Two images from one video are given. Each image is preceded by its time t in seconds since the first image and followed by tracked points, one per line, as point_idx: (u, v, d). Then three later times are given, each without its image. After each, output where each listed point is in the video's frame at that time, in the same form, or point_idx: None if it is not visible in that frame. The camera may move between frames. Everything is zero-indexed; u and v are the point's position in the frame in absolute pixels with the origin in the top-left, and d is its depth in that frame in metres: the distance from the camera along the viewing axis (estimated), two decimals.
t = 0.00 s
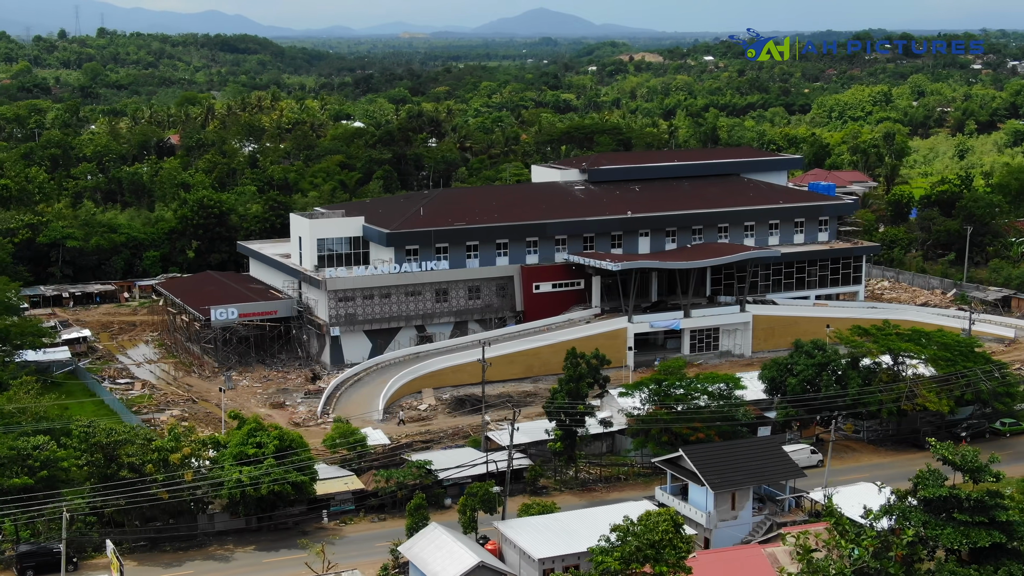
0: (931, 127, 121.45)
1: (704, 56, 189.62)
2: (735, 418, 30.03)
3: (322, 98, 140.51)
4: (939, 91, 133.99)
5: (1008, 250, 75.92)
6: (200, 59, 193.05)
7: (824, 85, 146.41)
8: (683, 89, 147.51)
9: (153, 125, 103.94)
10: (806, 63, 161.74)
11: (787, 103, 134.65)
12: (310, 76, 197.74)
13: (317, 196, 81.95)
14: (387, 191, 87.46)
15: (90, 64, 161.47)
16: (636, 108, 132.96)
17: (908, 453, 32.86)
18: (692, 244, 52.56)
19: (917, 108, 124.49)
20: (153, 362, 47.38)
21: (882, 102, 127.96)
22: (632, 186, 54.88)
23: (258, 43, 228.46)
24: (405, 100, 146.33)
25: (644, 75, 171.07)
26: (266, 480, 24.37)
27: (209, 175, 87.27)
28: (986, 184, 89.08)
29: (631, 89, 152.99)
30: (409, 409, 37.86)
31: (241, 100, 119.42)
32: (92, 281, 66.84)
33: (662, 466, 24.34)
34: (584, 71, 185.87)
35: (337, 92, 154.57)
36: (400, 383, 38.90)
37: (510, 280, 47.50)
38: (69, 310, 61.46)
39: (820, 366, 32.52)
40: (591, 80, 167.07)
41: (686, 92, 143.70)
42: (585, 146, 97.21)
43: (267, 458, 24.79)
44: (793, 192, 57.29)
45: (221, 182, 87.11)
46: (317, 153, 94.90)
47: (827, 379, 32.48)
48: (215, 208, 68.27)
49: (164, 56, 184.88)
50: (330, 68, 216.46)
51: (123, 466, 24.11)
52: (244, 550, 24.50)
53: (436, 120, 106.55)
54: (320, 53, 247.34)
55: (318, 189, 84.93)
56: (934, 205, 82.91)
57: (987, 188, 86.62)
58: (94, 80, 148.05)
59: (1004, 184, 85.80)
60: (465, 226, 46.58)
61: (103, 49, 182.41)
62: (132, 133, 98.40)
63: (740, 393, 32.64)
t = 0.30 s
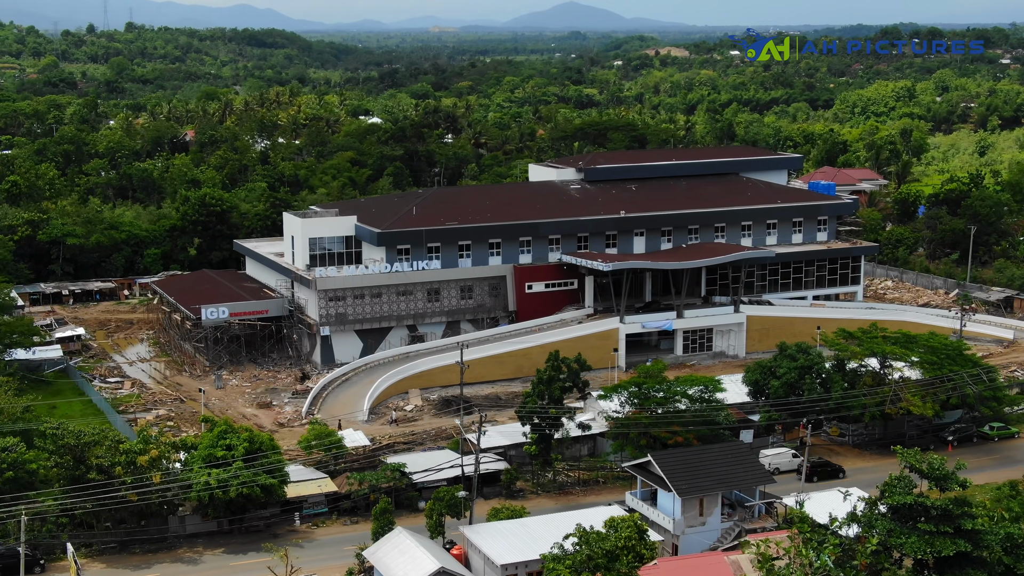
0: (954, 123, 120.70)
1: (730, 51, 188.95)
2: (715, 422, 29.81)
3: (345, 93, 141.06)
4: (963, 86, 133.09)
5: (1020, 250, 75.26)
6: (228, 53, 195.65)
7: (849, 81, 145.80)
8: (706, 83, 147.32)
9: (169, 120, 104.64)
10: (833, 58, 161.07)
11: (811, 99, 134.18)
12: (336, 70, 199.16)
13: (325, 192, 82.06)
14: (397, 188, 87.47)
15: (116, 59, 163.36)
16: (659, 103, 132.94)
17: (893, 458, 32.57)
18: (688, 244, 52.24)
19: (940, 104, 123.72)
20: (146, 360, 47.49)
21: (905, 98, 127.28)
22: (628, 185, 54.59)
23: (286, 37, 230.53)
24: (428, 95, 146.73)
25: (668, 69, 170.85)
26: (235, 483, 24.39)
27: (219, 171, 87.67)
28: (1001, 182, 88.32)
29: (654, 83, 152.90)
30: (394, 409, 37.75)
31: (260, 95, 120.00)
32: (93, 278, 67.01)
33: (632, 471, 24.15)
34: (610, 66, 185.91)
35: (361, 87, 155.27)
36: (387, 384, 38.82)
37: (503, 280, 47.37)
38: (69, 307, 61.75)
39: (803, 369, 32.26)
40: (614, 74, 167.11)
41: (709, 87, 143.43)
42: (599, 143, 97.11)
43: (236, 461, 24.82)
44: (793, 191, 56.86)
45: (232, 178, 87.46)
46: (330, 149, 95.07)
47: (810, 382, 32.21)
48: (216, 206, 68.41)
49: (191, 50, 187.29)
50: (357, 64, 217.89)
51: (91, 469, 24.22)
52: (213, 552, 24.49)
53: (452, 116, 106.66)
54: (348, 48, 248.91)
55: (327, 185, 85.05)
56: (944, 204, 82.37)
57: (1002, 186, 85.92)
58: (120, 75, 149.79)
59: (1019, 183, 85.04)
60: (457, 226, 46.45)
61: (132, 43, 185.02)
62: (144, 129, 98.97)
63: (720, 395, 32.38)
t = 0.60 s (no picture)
0: (971, 119, 120.02)
1: (750, 46, 188.38)
2: (692, 427, 29.72)
3: (361, 89, 141.35)
4: (981, 83, 132.31)
5: None
6: (249, 49, 196.91)
7: (868, 76, 145.23)
8: (724, 80, 147.00)
9: (179, 117, 105.14)
10: (853, 54, 160.48)
11: (828, 95, 133.79)
12: (357, 66, 200.07)
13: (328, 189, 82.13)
14: (402, 186, 87.40)
15: (136, 54, 164.65)
16: (676, 100, 132.86)
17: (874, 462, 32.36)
18: (680, 245, 52.04)
19: (957, 100, 123.18)
20: (135, 360, 47.52)
21: (922, 94, 126.66)
22: (620, 185, 54.42)
23: (306, 33, 231.90)
24: (444, 91, 146.95)
25: (687, 65, 170.67)
26: (201, 487, 24.36)
27: (224, 169, 87.96)
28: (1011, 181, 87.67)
29: (672, 79, 152.68)
30: (376, 411, 37.68)
31: (273, 91, 120.33)
32: (88, 277, 67.07)
33: (599, 475, 24.06)
34: (629, 62, 185.57)
35: (380, 82, 155.66)
36: (369, 386, 38.75)
37: (492, 280, 47.27)
38: (64, 306, 61.92)
39: (781, 372, 32.12)
40: (632, 70, 166.99)
41: (726, 83, 143.19)
42: (607, 141, 96.92)
43: (202, 464, 24.79)
44: (787, 192, 56.57)
45: (237, 175, 87.71)
46: (337, 145, 95.17)
47: (788, 386, 32.09)
48: (213, 205, 68.54)
49: (211, 46, 188.74)
50: (377, 59, 218.78)
51: (58, 472, 24.26)
52: (180, 556, 24.42)
53: (463, 112, 106.70)
54: (369, 45, 249.87)
55: (332, 182, 85.02)
56: (949, 204, 81.87)
57: (1012, 185, 85.28)
58: (139, 70, 150.87)
59: None
60: (445, 226, 46.37)
61: (152, 38, 186.70)
62: (151, 126, 99.36)
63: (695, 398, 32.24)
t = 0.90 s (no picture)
0: (988, 117, 119.33)
1: (770, 41, 187.68)
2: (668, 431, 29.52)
3: (376, 86, 141.52)
4: (999, 80, 131.48)
5: None
6: (269, 44, 197.70)
7: (887, 73, 144.59)
8: (741, 76, 146.65)
9: (188, 114, 105.44)
10: (872, 52, 159.88)
11: (846, 92, 133.28)
12: (376, 62, 200.60)
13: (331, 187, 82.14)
14: (406, 183, 87.29)
15: (155, 50, 165.62)
16: (693, 96, 132.54)
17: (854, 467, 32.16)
18: (671, 245, 51.82)
19: (974, 98, 122.50)
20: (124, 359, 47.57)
21: (939, 91, 126.05)
22: (612, 185, 54.26)
23: (327, 28, 232.49)
24: (461, 87, 147.00)
25: (705, 61, 170.23)
26: (168, 490, 24.32)
27: (229, 166, 88.11)
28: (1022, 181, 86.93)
29: (689, 75, 152.34)
30: (359, 413, 37.54)
31: (286, 87, 120.46)
32: (84, 275, 67.15)
33: (566, 481, 23.95)
34: (648, 57, 185.22)
35: (397, 79, 155.77)
36: (353, 387, 38.68)
37: (480, 281, 47.15)
38: (59, 304, 61.97)
39: (760, 377, 31.96)
40: (650, 66, 166.70)
41: (744, 79, 142.81)
42: (614, 139, 96.63)
43: (170, 467, 24.72)
44: (782, 192, 56.23)
45: (242, 172, 87.81)
46: (344, 142, 95.17)
47: (768, 390, 31.90)
48: (210, 202, 68.53)
49: (232, 41, 189.66)
50: (397, 55, 219.18)
51: (25, 474, 24.27)
52: (147, 558, 24.38)
53: (474, 109, 106.73)
54: (390, 40, 250.18)
55: (336, 180, 85.00)
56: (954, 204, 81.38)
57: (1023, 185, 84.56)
58: (158, 66, 151.64)
59: None
60: (433, 226, 46.30)
61: (173, 34, 187.80)
62: (158, 123, 99.65)
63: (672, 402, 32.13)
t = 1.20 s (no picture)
0: (1006, 113, 118.56)
1: (791, 37, 186.91)
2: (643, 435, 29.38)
3: (392, 82, 141.53)
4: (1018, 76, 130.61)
5: None
6: (291, 39, 198.22)
7: (906, 69, 143.88)
8: (759, 72, 146.17)
9: (199, 109, 105.66)
10: (892, 48, 159.16)
11: (864, 87, 132.75)
12: (398, 57, 200.82)
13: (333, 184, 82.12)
14: (411, 180, 87.20)
15: (175, 45, 166.24)
16: (711, 91, 132.14)
17: (833, 471, 31.99)
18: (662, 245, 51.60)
19: (993, 94, 121.77)
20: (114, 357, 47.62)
21: (958, 87, 125.37)
22: (604, 184, 54.11)
23: (348, 23, 232.99)
24: (478, 83, 146.96)
25: (725, 56, 169.63)
26: (133, 493, 24.30)
27: (235, 163, 88.25)
28: None
29: (707, 70, 151.90)
30: (341, 413, 37.51)
31: (300, 83, 120.52)
32: (80, 273, 67.18)
33: (533, 485, 23.83)
34: (669, 52, 184.78)
35: (415, 75, 155.82)
36: (336, 387, 38.63)
37: (469, 281, 47.10)
38: (55, 301, 62.01)
39: (738, 381, 31.85)
40: (669, 61, 166.33)
41: (762, 75, 142.31)
42: (622, 136, 96.36)
43: (136, 470, 24.71)
44: (776, 192, 55.88)
45: (248, 169, 87.92)
46: (351, 139, 95.12)
47: (745, 394, 31.79)
48: (207, 200, 68.41)
49: (253, 36, 190.27)
50: (419, 50, 219.39)
51: None
52: (113, 561, 24.35)
53: (485, 105, 106.67)
54: (412, 35, 250.41)
55: (341, 177, 84.97)
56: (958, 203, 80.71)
57: None
58: (178, 61, 152.18)
59: None
60: (421, 226, 46.26)
61: (195, 29, 188.53)
62: (166, 119, 99.83)
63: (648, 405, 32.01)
